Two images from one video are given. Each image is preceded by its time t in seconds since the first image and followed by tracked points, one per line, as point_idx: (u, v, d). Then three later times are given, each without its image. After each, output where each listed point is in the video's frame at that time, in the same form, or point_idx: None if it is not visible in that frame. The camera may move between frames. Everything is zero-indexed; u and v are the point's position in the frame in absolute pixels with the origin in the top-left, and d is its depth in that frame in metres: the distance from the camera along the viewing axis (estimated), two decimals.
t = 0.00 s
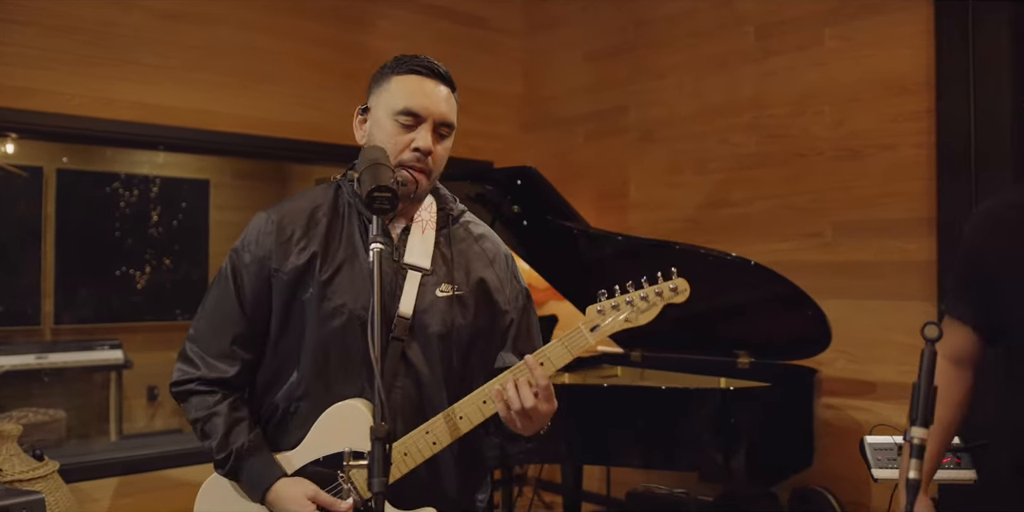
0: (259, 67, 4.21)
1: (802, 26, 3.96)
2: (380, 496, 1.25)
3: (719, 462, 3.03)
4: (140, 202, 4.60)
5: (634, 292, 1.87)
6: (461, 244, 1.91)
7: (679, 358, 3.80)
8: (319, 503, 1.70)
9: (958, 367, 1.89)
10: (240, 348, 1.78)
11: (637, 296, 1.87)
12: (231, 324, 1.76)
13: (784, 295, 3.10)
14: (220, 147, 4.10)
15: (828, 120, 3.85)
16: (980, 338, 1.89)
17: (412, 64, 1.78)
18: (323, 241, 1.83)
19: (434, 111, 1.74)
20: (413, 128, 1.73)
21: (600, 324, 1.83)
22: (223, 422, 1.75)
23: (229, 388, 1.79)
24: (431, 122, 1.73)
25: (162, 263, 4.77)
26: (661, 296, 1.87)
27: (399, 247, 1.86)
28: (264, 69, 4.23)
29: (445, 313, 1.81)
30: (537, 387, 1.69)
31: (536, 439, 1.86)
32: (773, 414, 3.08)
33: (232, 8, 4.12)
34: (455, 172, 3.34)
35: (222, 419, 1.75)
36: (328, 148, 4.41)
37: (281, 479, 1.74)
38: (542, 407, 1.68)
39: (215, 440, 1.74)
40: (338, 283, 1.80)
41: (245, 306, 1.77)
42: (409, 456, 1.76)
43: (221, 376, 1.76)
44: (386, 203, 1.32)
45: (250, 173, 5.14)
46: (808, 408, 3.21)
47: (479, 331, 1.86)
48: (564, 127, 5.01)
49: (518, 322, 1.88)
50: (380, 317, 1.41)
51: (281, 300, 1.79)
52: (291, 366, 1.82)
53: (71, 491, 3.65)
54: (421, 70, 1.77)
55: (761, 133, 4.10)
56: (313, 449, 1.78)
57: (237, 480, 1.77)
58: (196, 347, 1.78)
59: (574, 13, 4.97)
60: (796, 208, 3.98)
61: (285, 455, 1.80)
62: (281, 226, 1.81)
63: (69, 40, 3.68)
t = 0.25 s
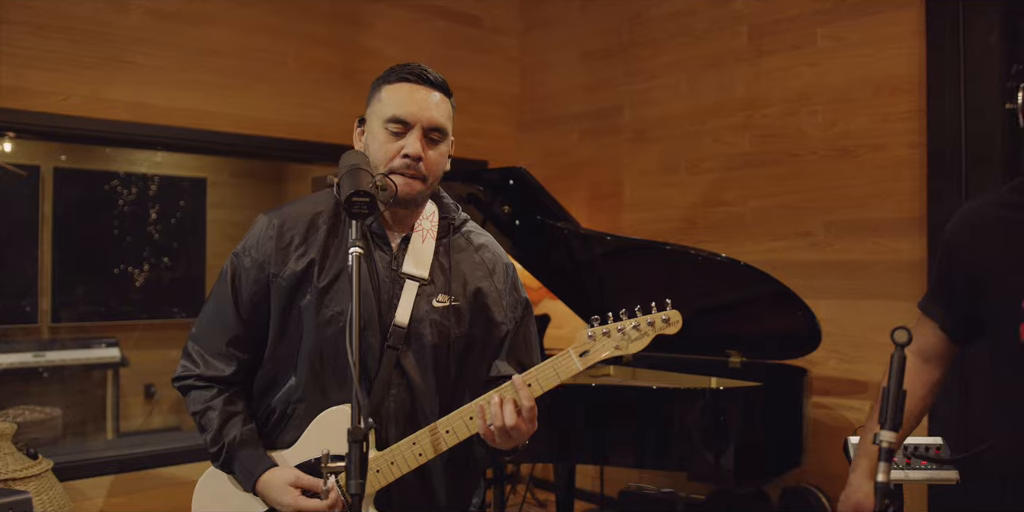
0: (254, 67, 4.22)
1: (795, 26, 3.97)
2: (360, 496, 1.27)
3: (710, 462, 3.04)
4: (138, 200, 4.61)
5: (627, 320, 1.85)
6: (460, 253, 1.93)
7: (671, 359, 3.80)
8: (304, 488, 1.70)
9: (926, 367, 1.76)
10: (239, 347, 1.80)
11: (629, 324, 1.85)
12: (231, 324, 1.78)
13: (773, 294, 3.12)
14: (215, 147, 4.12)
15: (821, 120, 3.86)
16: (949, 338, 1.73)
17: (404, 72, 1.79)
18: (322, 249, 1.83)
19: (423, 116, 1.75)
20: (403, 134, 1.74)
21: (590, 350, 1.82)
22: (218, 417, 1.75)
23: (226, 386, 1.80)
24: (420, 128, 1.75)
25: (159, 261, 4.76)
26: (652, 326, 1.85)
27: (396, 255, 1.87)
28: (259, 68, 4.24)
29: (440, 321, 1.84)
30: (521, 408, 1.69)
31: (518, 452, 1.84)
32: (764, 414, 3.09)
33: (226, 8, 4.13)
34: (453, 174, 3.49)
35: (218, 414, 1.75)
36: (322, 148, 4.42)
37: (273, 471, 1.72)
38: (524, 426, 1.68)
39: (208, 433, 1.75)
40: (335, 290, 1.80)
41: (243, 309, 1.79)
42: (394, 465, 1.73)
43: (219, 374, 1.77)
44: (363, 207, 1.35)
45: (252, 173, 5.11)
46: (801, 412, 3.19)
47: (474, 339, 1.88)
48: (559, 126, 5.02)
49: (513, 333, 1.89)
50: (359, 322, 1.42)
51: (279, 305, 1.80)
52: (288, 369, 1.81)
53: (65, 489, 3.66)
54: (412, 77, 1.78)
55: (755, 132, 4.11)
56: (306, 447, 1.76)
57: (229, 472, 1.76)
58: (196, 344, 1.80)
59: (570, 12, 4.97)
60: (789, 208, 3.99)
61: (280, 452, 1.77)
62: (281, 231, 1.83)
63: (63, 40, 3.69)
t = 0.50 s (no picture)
0: (253, 67, 4.24)
1: (792, 26, 3.99)
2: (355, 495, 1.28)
3: (706, 461, 3.06)
4: (138, 199, 4.71)
5: (607, 311, 1.79)
6: (456, 247, 1.88)
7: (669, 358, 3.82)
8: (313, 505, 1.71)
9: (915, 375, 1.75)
10: (245, 349, 1.81)
11: (610, 314, 1.79)
12: (235, 327, 1.80)
13: (770, 294, 3.13)
14: (214, 146, 4.13)
15: (817, 120, 3.87)
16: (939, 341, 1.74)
17: (376, 71, 1.76)
18: (317, 248, 1.83)
19: (393, 109, 1.71)
20: (376, 130, 1.70)
21: (572, 342, 1.75)
22: (233, 420, 1.77)
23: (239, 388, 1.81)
24: (391, 121, 1.70)
25: (159, 261, 4.91)
26: (634, 316, 1.79)
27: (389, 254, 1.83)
28: (257, 68, 4.25)
29: (437, 317, 1.80)
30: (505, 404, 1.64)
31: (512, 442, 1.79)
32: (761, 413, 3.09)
33: (225, 8, 4.15)
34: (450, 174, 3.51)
35: (232, 417, 1.77)
36: (321, 147, 4.44)
37: (283, 475, 1.73)
38: (507, 420, 1.64)
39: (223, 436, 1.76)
40: (330, 289, 1.80)
41: (247, 313, 1.81)
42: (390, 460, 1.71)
43: (229, 378, 1.79)
44: (358, 209, 1.37)
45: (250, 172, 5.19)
46: (797, 413, 3.19)
47: (474, 333, 1.84)
48: (557, 125, 5.04)
49: (513, 325, 1.84)
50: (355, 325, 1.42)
51: (277, 306, 1.81)
52: (291, 370, 1.83)
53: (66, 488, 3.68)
54: (382, 74, 1.75)
55: (752, 132, 4.12)
56: (310, 445, 1.78)
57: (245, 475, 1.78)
58: (206, 349, 1.82)
59: (568, 12, 4.99)
60: (786, 208, 4.01)
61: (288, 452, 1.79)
62: (277, 234, 1.84)
63: (62, 40, 3.71)
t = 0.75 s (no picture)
0: (255, 68, 4.24)
1: (794, 28, 3.99)
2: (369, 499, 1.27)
3: (710, 462, 3.06)
4: (139, 199, 4.71)
5: (599, 298, 1.65)
6: (454, 242, 1.75)
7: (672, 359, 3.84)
8: None
9: (939, 388, 1.40)
10: (248, 356, 1.74)
11: (601, 302, 1.64)
12: (235, 333, 1.73)
13: (774, 296, 3.14)
14: (217, 147, 4.13)
15: (819, 122, 3.88)
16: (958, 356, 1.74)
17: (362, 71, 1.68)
18: (315, 250, 1.76)
19: (375, 112, 1.62)
20: (359, 134, 1.62)
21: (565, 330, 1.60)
22: (237, 426, 1.70)
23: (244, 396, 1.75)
24: (374, 123, 1.61)
25: (160, 260, 4.83)
26: (624, 301, 1.65)
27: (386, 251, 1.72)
28: (260, 70, 4.26)
29: (437, 314, 1.68)
30: (500, 396, 1.46)
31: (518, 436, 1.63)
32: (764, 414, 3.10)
33: (227, 9, 4.15)
34: (455, 177, 3.51)
35: (237, 424, 1.70)
36: (324, 148, 4.44)
37: (285, 481, 1.64)
38: (505, 414, 1.45)
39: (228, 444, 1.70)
40: (329, 289, 1.73)
41: (248, 319, 1.74)
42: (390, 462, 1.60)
43: (233, 385, 1.72)
44: (370, 215, 1.34)
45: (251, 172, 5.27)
46: (800, 414, 3.20)
47: (477, 331, 1.71)
48: (560, 126, 5.04)
49: (515, 319, 1.71)
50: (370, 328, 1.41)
51: (278, 312, 1.73)
52: (294, 373, 1.74)
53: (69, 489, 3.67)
54: (363, 76, 1.66)
55: (754, 134, 4.12)
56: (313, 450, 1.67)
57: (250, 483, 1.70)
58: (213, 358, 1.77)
59: (569, 13, 4.99)
60: (789, 210, 4.01)
61: (290, 456, 1.70)
62: (274, 239, 1.77)
63: (64, 41, 3.71)
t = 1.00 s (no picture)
0: (263, 65, 4.22)
1: (806, 24, 3.96)
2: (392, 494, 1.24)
3: (725, 459, 3.04)
4: (145, 196, 4.68)
5: (620, 285, 1.60)
6: (463, 229, 1.64)
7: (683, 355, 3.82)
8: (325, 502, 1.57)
9: (978, 378, 1.53)
10: (255, 352, 1.68)
11: (623, 289, 1.59)
12: (242, 330, 1.67)
13: (788, 292, 3.11)
14: (227, 143, 4.12)
15: (831, 119, 3.85)
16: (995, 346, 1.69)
17: (366, 64, 1.54)
18: (321, 243, 1.66)
19: (388, 103, 1.49)
20: (371, 126, 1.48)
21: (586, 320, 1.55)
22: (243, 420, 1.65)
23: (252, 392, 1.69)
24: (388, 116, 1.48)
25: (166, 258, 4.80)
26: (646, 288, 1.59)
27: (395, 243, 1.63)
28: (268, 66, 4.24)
29: (447, 303, 1.58)
30: (521, 387, 1.44)
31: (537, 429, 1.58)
32: (778, 411, 3.08)
33: (236, 5, 4.13)
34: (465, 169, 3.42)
35: (243, 419, 1.65)
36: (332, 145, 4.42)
37: (285, 473, 1.61)
38: (524, 407, 1.42)
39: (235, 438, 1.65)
40: (335, 281, 1.62)
41: (253, 317, 1.67)
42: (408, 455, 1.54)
43: (237, 382, 1.67)
44: (392, 207, 1.31)
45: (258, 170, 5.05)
46: (815, 410, 3.18)
47: (489, 321, 1.61)
48: (569, 123, 5.02)
49: (528, 306, 1.59)
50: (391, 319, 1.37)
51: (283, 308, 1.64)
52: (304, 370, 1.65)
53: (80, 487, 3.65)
54: (371, 66, 1.53)
55: (765, 131, 4.10)
56: (326, 444, 1.62)
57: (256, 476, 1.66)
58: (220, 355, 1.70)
59: (578, 10, 4.97)
60: (800, 206, 3.99)
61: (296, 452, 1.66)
62: (279, 233, 1.67)
63: (73, 37, 3.70)
